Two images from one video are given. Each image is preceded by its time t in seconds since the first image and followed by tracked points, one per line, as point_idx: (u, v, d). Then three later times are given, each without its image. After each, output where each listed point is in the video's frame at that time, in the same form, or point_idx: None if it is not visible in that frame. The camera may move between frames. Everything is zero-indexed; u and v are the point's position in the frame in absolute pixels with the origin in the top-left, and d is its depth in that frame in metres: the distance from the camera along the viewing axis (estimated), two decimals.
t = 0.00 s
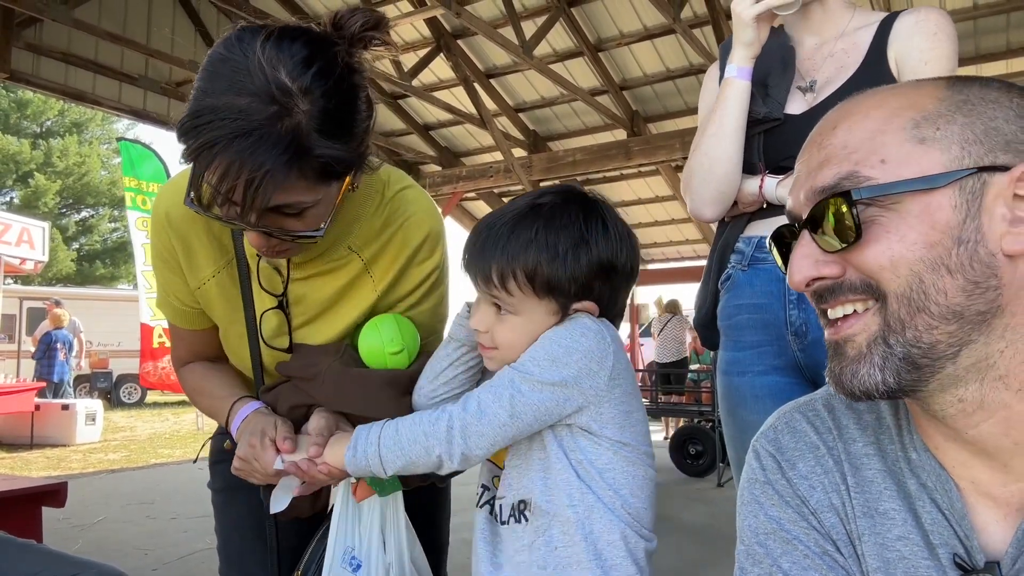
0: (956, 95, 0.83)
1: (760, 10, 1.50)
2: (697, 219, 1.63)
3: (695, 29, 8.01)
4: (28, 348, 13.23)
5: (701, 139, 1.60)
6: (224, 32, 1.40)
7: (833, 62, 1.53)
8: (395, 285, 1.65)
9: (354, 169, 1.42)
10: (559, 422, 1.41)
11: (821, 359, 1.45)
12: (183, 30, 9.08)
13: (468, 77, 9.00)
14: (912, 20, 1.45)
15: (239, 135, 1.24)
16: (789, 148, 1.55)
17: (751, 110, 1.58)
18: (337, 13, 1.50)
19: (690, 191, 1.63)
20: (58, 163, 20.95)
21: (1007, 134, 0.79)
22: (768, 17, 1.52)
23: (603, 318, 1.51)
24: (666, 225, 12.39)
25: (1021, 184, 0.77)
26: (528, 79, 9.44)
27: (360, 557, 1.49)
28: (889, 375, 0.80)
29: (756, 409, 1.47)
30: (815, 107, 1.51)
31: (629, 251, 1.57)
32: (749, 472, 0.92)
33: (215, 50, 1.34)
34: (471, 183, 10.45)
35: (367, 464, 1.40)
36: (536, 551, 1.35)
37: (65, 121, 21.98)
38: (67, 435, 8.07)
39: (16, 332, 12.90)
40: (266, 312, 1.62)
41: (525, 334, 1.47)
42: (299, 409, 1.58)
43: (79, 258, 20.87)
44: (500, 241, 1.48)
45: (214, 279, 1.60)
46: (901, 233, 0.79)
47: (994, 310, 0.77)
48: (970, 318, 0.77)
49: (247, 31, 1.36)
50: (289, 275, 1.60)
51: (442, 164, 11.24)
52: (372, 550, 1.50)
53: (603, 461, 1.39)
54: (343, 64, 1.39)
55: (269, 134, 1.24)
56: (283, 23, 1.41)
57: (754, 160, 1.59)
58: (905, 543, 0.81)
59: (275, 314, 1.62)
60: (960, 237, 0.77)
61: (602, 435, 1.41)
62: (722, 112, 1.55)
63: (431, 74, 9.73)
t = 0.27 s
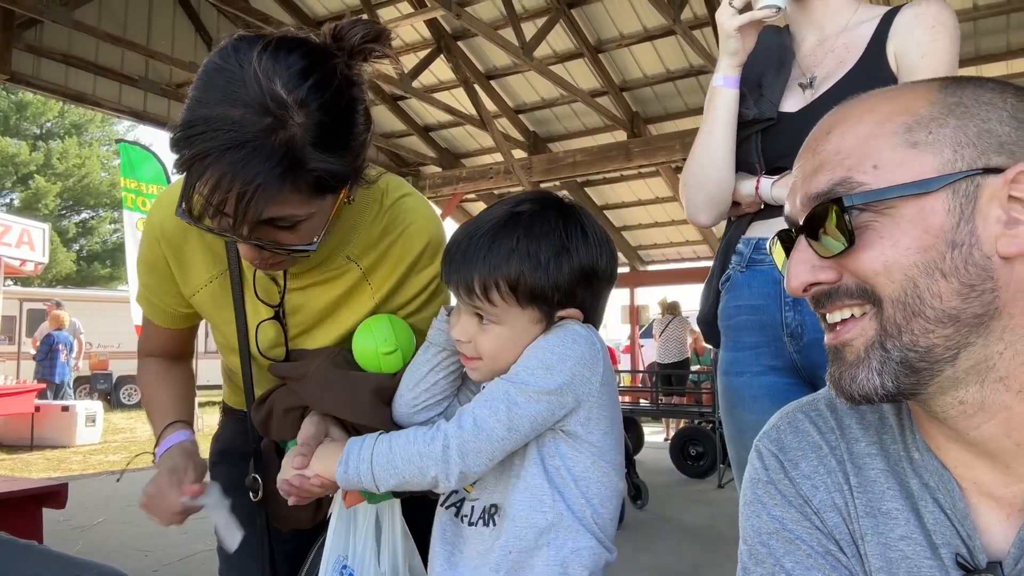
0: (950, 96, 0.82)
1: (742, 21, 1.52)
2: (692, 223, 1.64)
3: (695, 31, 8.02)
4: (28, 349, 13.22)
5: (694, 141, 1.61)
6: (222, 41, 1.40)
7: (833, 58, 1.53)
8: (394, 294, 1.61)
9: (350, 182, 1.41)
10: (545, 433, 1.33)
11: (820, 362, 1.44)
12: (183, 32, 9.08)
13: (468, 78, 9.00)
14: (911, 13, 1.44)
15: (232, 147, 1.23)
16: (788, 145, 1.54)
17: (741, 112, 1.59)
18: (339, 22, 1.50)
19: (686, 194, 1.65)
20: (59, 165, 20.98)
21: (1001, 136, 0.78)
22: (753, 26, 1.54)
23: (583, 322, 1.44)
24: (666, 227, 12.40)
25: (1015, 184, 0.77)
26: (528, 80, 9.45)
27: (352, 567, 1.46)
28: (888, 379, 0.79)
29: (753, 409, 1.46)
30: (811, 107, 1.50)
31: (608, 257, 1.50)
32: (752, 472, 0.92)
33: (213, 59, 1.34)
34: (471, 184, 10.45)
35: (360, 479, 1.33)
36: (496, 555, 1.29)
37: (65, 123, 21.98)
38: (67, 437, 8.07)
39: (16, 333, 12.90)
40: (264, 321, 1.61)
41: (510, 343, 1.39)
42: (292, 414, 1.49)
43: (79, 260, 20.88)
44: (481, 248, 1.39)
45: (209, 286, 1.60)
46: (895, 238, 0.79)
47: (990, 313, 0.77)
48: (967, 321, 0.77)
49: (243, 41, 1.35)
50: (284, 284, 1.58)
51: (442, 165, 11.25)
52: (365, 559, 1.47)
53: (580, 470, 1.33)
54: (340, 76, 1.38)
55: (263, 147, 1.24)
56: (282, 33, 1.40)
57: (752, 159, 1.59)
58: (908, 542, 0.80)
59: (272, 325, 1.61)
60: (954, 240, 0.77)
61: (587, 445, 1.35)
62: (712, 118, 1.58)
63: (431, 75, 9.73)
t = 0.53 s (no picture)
0: (937, 98, 0.82)
1: (723, 24, 1.52)
2: (690, 222, 1.67)
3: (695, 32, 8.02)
4: (28, 351, 13.22)
5: (689, 148, 1.64)
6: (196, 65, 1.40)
7: (828, 52, 1.51)
8: (385, 314, 1.61)
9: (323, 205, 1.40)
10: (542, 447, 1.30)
11: (818, 363, 1.45)
12: (183, 33, 9.09)
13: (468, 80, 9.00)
14: (905, 6, 1.40)
15: (198, 163, 1.22)
16: (783, 145, 1.54)
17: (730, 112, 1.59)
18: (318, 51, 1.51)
19: (686, 196, 1.68)
20: (59, 166, 21.01)
21: (984, 139, 0.77)
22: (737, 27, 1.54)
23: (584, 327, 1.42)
24: (666, 227, 12.40)
25: (1000, 188, 0.76)
26: (528, 82, 9.46)
27: None
28: (881, 386, 0.80)
29: (752, 409, 1.46)
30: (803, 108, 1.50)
31: (606, 252, 1.47)
32: (752, 471, 0.92)
33: (184, 81, 1.34)
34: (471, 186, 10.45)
35: (367, 518, 1.30)
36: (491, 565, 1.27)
37: (66, 124, 21.98)
38: (67, 438, 8.08)
39: (17, 335, 12.90)
40: (254, 351, 1.60)
41: (507, 344, 1.37)
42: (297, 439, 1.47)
43: (80, 261, 20.87)
44: (469, 247, 1.36)
45: (198, 321, 1.57)
46: (879, 247, 0.79)
47: (981, 317, 0.76)
48: (956, 326, 0.77)
49: (213, 65, 1.35)
50: (273, 312, 1.57)
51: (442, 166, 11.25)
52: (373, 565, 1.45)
53: (575, 480, 1.30)
54: (312, 98, 1.38)
55: (228, 162, 1.22)
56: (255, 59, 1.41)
57: (749, 158, 1.60)
58: (907, 542, 0.81)
59: (263, 354, 1.60)
60: (939, 246, 0.77)
61: (581, 454, 1.31)
62: (703, 121, 1.59)
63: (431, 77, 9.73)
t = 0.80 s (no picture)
0: (927, 100, 0.82)
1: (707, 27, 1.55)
2: (691, 220, 1.68)
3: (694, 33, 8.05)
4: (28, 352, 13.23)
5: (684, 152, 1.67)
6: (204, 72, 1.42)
7: (823, 49, 1.51)
8: (393, 312, 1.63)
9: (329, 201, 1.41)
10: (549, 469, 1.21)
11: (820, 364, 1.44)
12: (184, 34, 9.09)
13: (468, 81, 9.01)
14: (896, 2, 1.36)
15: (207, 155, 1.22)
16: (779, 146, 1.55)
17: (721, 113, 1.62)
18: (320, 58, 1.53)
19: (686, 195, 1.69)
20: (58, 166, 21.02)
21: (974, 142, 0.77)
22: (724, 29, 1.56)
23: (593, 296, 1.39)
24: (666, 228, 12.41)
25: (991, 192, 0.76)
26: (528, 82, 9.46)
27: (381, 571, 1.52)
28: (878, 392, 0.80)
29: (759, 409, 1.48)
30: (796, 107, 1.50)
31: (616, 226, 1.44)
32: (752, 471, 0.92)
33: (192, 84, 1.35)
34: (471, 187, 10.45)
35: (386, 559, 1.22)
36: None
37: (65, 125, 21.97)
38: (68, 439, 8.07)
39: (17, 336, 12.90)
40: (267, 356, 1.60)
41: (512, 314, 1.31)
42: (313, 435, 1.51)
43: (79, 261, 20.86)
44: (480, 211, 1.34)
45: (211, 332, 1.57)
46: (872, 255, 0.79)
47: (976, 322, 0.76)
48: (952, 331, 0.77)
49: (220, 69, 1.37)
50: (285, 316, 1.57)
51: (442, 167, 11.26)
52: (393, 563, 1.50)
53: (576, 497, 1.22)
54: (316, 95, 1.39)
55: (235, 154, 1.23)
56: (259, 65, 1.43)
57: (747, 158, 1.61)
58: (907, 541, 0.81)
59: (277, 357, 1.60)
60: (932, 252, 0.77)
61: (582, 470, 1.22)
62: (695, 125, 1.61)
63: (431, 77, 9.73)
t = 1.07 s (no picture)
0: (924, 104, 0.82)
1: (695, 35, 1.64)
2: (699, 226, 1.76)
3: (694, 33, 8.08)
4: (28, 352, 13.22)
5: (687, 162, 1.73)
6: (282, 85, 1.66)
7: (821, 51, 1.51)
8: (430, 311, 1.67)
9: (373, 189, 1.58)
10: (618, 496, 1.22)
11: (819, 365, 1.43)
12: (184, 34, 9.08)
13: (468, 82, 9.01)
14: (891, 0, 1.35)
15: (269, 138, 1.43)
16: (780, 148, 1.54)
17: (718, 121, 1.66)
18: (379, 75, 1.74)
19: (693, 205, 1.75)
20: (58, 165, 21.02)
21: (971, 147, 0.77)
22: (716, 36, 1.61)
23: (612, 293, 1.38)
24: (666, 229, 12.41)
25: (989, 196, 0.76)
26: (528, 83, 9.46)
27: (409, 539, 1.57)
28: (878, 397, 0.80)
29: (762, 409, 1.48)
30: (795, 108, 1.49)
31: (636, 225, 1.44)
32: (753, 473, 0.92)
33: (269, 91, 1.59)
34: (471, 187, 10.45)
35: None
36: None
37: (66, 125, 21.97)
38: (68, 439, 8.07)
39: (16, 336, 12.89)
40: (315, 344, 1.68)
41: (533, 297, 1.31)
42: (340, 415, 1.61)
43: (79, 262, 20.84)
44: (509, 196, 1.34)
45: (270, 320, 1.69)
46: (871, 261, 0.79)
47: (976, 325, 0.76)
48: (952, 335, 0.77)
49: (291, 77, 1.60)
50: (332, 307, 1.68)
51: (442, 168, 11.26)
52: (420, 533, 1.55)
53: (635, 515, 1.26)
54: (369, 99, 1.59)
55: (292, 137, 1.43)
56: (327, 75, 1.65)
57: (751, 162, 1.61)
58: (909, 544, 0.80)
59: (324, 345, 1.68)
60: (931, 257, 0.77)
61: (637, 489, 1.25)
62: (695, 131, 1.69)
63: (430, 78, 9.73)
